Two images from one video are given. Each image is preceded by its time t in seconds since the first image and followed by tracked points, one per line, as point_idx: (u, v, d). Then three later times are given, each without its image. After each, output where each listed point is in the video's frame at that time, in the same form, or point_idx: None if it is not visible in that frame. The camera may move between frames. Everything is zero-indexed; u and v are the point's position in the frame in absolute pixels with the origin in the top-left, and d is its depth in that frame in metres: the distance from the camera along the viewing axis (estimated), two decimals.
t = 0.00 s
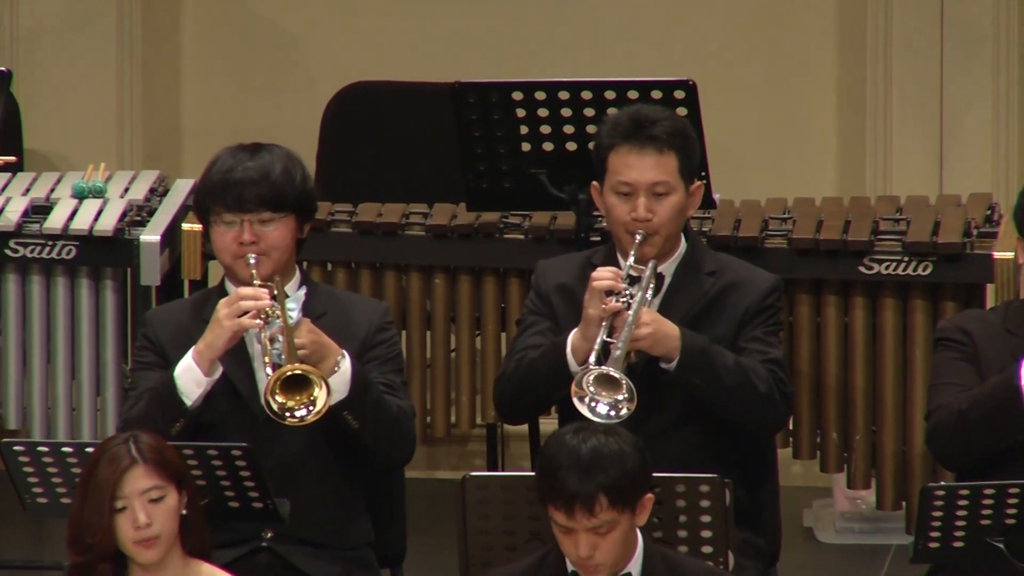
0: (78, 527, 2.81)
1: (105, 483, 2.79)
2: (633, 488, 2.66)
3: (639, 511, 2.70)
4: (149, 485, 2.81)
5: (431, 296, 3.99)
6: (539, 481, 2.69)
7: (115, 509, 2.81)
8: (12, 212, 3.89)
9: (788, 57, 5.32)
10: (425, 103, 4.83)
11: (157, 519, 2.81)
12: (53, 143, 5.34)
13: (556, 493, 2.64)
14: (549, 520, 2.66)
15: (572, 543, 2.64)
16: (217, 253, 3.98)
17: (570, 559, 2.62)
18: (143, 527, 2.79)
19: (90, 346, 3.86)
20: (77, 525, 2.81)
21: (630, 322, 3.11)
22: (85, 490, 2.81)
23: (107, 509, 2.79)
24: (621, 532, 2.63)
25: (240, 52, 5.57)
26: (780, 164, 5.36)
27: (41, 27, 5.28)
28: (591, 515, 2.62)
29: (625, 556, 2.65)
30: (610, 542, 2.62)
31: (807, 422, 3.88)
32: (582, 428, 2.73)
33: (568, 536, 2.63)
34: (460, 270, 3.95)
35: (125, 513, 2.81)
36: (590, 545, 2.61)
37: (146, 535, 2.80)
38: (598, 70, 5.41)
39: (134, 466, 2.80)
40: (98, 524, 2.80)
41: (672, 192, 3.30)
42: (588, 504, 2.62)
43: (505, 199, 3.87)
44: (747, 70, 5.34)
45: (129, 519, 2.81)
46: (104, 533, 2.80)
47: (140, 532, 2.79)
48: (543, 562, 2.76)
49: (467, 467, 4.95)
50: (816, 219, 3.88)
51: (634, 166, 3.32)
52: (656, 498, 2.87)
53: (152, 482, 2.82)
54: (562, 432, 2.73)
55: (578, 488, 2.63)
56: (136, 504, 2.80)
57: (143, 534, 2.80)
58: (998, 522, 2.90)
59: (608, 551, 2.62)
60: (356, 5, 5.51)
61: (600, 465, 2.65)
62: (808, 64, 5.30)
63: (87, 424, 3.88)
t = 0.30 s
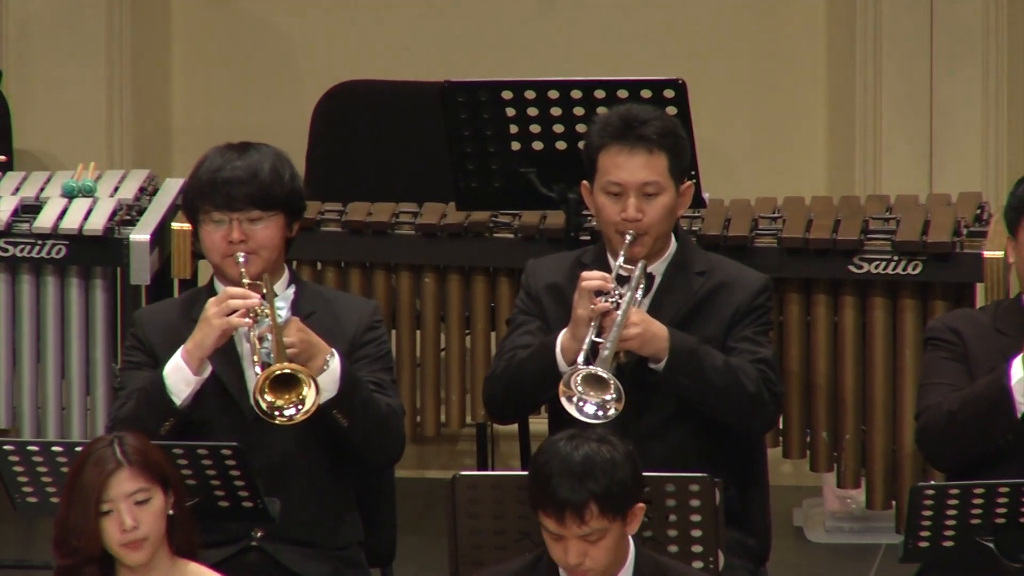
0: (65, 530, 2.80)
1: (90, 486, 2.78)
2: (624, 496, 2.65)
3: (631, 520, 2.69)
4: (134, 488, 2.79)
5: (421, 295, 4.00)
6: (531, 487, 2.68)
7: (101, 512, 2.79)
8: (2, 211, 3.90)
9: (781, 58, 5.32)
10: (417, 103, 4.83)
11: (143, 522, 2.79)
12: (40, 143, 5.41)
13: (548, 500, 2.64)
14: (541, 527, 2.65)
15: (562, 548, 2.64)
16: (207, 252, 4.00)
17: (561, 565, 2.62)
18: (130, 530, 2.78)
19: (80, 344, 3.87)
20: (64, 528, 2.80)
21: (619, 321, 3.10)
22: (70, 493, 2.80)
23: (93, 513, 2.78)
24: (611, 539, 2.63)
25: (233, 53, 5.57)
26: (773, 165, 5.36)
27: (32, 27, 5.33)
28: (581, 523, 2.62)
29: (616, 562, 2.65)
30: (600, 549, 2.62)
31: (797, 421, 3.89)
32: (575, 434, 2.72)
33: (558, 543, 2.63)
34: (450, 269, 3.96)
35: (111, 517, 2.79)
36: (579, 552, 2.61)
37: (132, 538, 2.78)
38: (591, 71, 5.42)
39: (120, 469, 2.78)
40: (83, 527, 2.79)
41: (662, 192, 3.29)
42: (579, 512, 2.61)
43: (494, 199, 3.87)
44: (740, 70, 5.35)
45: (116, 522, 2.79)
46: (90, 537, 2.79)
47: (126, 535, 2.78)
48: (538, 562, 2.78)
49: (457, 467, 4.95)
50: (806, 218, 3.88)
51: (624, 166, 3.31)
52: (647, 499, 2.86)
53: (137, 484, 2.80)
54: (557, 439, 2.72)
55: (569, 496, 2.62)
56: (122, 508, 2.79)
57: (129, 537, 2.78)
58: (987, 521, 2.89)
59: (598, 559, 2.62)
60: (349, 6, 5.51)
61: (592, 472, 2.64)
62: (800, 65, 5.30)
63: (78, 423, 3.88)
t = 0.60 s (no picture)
0: (58, 528, 2.80)
1: (86, 485, 2.78)
2: (626, 494, 2.71)
3: (629, 520, 2.74)
4: (130, 487, 2.80)
5: (414, 295, 4.01)
6: (531, 486, 2.73)
7: (96, 511, 2.80)
8: None
9: (775, 56, 5.32)
10: (410, 103, 4.83)
11: (139, 521, 2.80)
12: (35, 142, 5.42)
13: (551, 498, 2.68)
14: (541, 526, 2.70)
15: (562, 548, 2.68)
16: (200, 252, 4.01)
17: (561, 564, 2.66)
18: (125, 529, 2.79)
19: (73, 345, 3.88)
20: (57, 527, 2.80)
21: (611, 321, 3.09)
22: (66, 492, 2.80)
23: (89, 512, 2.78)
24: (611, 539, 2.68)
25: (227, 52, 5.57)
26: (767, 164, 5.37)
27: (25, 26, 5.34)
28: (586, 521, 2.67)
29: (614, 561, 2.70)
30: (601, 548, 2.67)
31: (789, 421, 3.89)
32: (574, 435, 2.78)
33: (560, 542, 2.67)
34: (443, 269, 3.96)
35: (106, 516, 2.80)
36: (582, 551, 2.66)
37: (128, 537, 2.79)
38: (585, 70, 5.42)
39: (116, 468, 2.78)
40: (78, 526, 2.79)
41: (655, 191, 3.29)
42: (584, 510, 2.67)
43: (487, 199, 3.88)
44: (735, 70, 5.35)
45: (111, 521, 2.80)
46: (83, 536, 2.79)
47: (121, 534, 2.79)
48: (533, 563, 2.79)
49: (450, 467, 4.96)
50: (798, 218, 3.88)
51: (618, 165, 3.31)
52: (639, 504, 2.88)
53: (134, 484, 2.81)
54: (552, 442, 2.77)
55: (573, 494, 2.67)
56: (118, 506, 2.79)
57: (124, 536, 2.79)
58: (979, 521, 2.89)
59: (599, 558, 2.67)
60: (344, 5, 5.51)
61: (596, 472, 2.70)
62: (795, 64, 5.30)
63: (71, 424, 3.90)
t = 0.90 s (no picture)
0: (53, 523, 2.78)
1: (83, 480, 2.77)
2: (621, 485, 2.72)
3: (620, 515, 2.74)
4: (126, 482, 2.78)
5: (403, 295, 4.01)
6: (525, 475, 2.73)
7: (92, 506, 2.78)
8: None
9: (766, 56, 5.32)
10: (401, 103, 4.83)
11: (134, 517, 2.79)
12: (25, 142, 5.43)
13: (546, 486, 2.69)
14: (534, 515, 2.70)
15: (555, 538, 2.67)
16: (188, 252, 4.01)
17: (554, 553, 2.66)
18: (121, 524, 2.77)
19: (61, 345, 3.89)
20: (52, 521, 2.78)
21: (600, 322, 3.08)
22: (62, 486, 2.78)
23: (85, 506, 2.76)
24: (603, 531, 2.68)
25: (219, 53, 5.57)
26: (759, 165, 5.37)
27: (16, 26, 5.34)
28: (581, 509, 2.67)
29: (606, 554, 2.70)
30: (594, 539, 2.67)
31: (778, 422, 3.89)
32: (568, 427, 2.79)
33: (554, 530, 2.67)
34: (431, 269, 3.96)
35: (101, 510, 2.78)
36: (575, 541, 2.66)
37: (125, 532, 2.77)
38: (576, 70, 5.42)
39: (113, 463, 2.77)
40: (73, 521, 2.77)
41: (644, 192, 3.28)
42: (579, 498, 2.67)
43: (475, 200, 3.88)
44: (726, 70, 5.34)
45: (106, 515, 2.78)
46: (79, 531, 2.77)
47: (117, 529, 2.77)
48: (519, 565, 2.79)
49: (439, 467, 4.96)
50: (787, 219, 3.88)
51: (607, 166, 3.30)
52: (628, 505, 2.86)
53: (130, 479, 2.79)
54: (546, 435, 2.77)
55: (569, 482, 2.68)
56: (113, 501, 2.78)
57: (120, 531, 2.77)
58: (968, 522, 2.89)
59: (591, 548, 2.67)
60: (335, 5, 5.51)
61: (591, 461, 2.70)
62: (786, 64, 5.30)
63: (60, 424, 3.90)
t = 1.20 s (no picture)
0: (49, 520, 2.78)
1: (81, 480, 2.76)
2: (614, 479, 2.72)
3: (612, 509, 2.75)
4: (124, 485, 2.78)
5: (395, 295, 4.02)
6: (520, 466, 2.72)
7: (89, 506, 2.78)
8: None
9: (760, 56, 5.32)
10: (394, 103, 4.83)
11: (129, 520, 2.78)
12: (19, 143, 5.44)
13: (542, 475, 2.69)
14: (529, 506, 2.69)
15: (549, 530, 2.68)
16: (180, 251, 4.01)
17: (547, 544, 2.66)
18: (117, 526, 2.77)
19: (53, 345, 3.90)
20: (48, 519, 2.78)
21: (592, 322, 3.07)
22: (59, 484, 2.78)
23: (82, 506, 2.76)
24: (598, 522, 2.68)
25: (213, 52, 5.57)
26: (752, 165, 5.37)
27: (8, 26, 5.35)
28: (576, 499, 2.67)
29: (599, 549, 2.69)
30: (589, 530, 2.67)
31: (769, 420, 3.89)
32: (562, 420, 2.79)
33: (548, 521, 2.67)
34: (424, 269, 3.97)
35: (98, 512, 2.78)
36: (569, 532, 2.66)
37: (120, 534, 2.77)
38: (570, 70, 5.42)
39: (111, 466, 2.76)
40: (70, 521, 2.77)
41: (636, 192, 3.27)
42: (574, 487, 2.67)
43: (466, 199, 3.88)
44: (719, 69, 5.34)
45: (102, 516, 2.78)
46: (75, 530, 2.77)
47: (112, 531, 2.77)
48: (508, 566, 2.78)
49: (431, 466, 4.97)
50: (778, 218, 3.88)
51: (599, 166, 3.29)
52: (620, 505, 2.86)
53: (127, 481, 2.79)
54: (539, 426, 2.77)
55: (564, 472, 2.68)
56: (110, 503, 2.78)
57: (115, 534, 2.77)
58: (959, 521, 2.88)
59: (586, 539, 2.67)
60: (329, 5, 5.50)
61: (586, 453, 2.71)
62: (780, 64, 5.30)
63: (51, 423, 3.91)
